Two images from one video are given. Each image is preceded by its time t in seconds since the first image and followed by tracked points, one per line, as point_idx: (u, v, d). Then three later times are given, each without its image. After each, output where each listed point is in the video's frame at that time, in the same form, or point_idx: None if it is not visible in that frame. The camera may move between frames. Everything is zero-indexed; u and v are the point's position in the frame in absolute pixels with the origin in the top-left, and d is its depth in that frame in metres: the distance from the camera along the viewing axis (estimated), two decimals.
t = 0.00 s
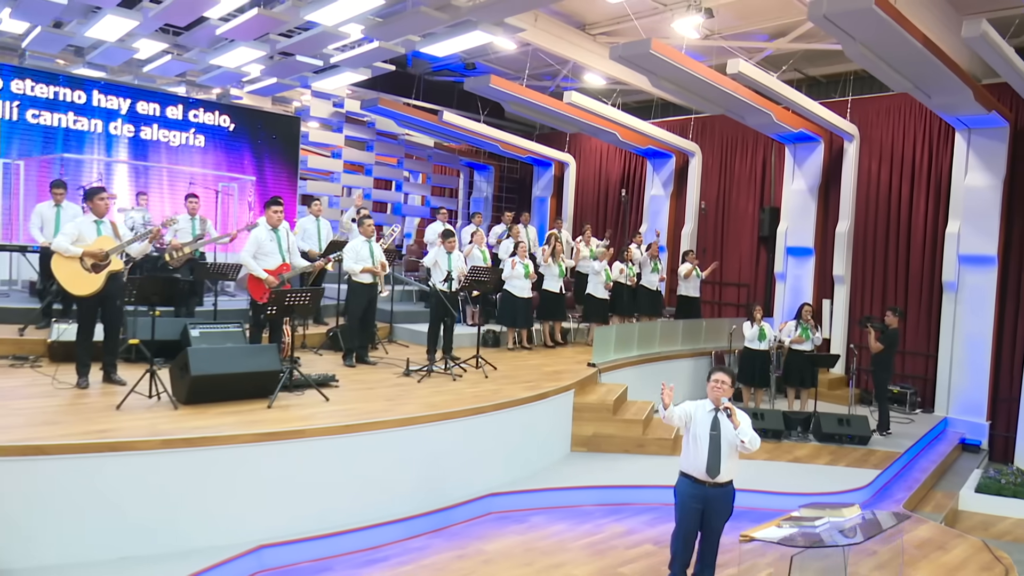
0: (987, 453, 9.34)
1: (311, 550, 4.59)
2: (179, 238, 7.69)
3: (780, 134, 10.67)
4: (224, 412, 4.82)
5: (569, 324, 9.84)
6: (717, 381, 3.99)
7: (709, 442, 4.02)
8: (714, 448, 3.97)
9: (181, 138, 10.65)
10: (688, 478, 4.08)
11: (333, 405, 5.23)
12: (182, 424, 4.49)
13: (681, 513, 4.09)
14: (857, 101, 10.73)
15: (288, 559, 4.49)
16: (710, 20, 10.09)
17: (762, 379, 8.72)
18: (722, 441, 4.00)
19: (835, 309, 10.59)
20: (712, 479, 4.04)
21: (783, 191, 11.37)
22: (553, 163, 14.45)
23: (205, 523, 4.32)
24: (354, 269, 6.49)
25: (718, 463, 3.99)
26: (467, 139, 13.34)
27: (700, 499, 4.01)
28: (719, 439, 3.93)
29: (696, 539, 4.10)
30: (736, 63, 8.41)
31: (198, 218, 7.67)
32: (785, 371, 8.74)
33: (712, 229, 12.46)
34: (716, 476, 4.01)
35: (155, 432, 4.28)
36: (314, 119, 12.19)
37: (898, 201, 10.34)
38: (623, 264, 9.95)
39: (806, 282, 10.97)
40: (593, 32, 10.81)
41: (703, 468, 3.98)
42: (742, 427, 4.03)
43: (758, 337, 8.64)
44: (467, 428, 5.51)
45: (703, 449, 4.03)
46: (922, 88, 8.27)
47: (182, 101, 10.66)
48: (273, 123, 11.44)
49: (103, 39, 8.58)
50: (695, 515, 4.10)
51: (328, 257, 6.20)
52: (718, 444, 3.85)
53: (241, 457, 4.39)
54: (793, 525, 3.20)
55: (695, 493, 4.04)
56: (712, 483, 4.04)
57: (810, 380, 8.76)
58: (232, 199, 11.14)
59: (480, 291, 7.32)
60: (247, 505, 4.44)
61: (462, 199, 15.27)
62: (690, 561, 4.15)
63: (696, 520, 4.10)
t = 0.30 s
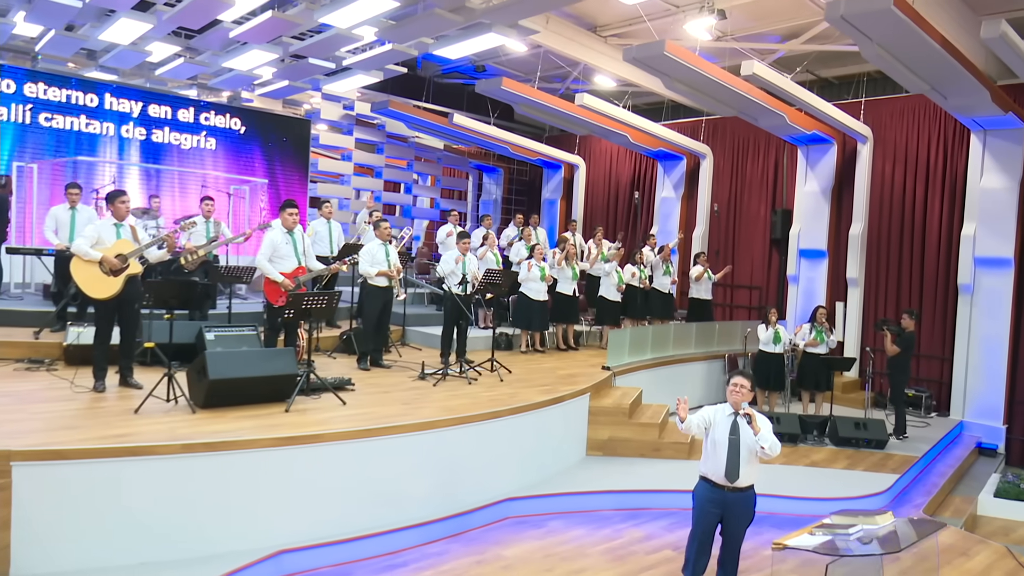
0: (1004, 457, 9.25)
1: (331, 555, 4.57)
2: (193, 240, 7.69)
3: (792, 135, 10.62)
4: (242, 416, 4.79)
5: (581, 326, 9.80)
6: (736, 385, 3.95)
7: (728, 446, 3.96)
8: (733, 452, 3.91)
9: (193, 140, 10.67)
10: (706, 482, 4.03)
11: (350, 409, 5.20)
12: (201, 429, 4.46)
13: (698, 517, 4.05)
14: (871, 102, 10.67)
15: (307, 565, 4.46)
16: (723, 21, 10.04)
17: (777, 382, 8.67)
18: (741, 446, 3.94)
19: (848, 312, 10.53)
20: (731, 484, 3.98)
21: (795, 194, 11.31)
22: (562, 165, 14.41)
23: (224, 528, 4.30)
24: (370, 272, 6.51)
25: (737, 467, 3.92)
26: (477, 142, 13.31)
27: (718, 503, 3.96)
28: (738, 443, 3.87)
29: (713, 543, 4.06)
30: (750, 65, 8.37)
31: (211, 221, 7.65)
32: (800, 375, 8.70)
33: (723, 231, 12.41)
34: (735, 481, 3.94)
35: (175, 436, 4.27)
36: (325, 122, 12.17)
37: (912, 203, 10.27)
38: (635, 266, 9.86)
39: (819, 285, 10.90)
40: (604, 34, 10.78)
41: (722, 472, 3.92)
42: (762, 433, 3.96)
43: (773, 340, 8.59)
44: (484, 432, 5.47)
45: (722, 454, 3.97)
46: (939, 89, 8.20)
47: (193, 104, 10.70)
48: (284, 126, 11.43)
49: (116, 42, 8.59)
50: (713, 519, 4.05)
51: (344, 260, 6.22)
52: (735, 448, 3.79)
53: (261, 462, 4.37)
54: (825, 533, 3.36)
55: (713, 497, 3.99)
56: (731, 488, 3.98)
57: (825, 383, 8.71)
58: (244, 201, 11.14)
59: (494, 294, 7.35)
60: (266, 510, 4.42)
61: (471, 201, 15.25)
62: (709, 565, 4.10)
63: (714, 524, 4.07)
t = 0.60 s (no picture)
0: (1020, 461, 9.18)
1: (348, 560, 4.54)
2: (206, 244, 7.68)
3: (803, 138, 10.58)
4: (259, 420, 4.77)
5: (592, 329, 9.77)
6: (746, 389, 3.86)
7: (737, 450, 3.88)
8: (743, 456, 3.82)
9: (202, 143, 10.83)
10: (716, 487, 3.94)
11: (366, 412, 5.18)
12: (218, 433, 4.44)
13: (710, 522, 3.96)
14: (882, 104, 10.61)
15: (325, 570, 4.41)
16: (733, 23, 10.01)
17: (789, 385, 8.63)
18: (751, 450, 3.85)
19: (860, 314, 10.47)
20: (742, 488, 3.88)
21: (806, 196, 11.26)
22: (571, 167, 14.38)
23: (242, 533, 4.27)
24: (384, 275, 6.52)
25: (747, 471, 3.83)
26: (486, 144, 13.27)
27: (730, 509, 3.86)
28: (749, 447, 3.78)
29: (728, 550, 3.95)
30: (763, 66, 8.33)
31: (224, 224, 7.64)
32: (813, 378, 8.68)
33: (733, 233, 12.37)
34: (746, 485, 3.86)
35: (192, 440, 4.24)
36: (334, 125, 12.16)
37: (924, 204, 10.22)
38: (645, 268, 9.82)
39: (830, 287, 10.84)
40: (614, 36, 10.76)
41: (732, 476, 3.83)
42: (770, 438, 3.86)
43: (786, 342, 8.55)
44: (501, 435, 5.44)
45: (731, 458, 3.89)
46: (953, 90, 8.15)
47: (203, 107, 10.81)
48: (294, 128, 11.62)
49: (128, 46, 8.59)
50: (726, 524, 3.96)
51: (358, 263, 6.21)
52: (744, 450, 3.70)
53: (279, 466, 4.34)
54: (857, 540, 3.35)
55: (725, 502, 3.90)
56: (742, 493, 3.89)
57: (838, 387, 8.66)
58: (254, 205, 10.53)
59: (507, 297, 7.34)
60: (284, 514, 4.39)
61: (479, 203, 15.22)
62: (722, 573, 3.99)
63: (727, 528, 3.97)
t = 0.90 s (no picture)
0: None
1: (366, 566, 4.51)
2: (218, 247, 7.66)
3: (814, 140, 10.53)
4: (275, 425, 4.75)
5: (603, 333, 9.74)
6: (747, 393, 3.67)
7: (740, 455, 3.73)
8: (744, 460, 3.66)
9: (211, 146, 10.89)
10: (721, 492, 3.81)
11: (381, 417, 5.15)
12: (234, 437, 4.41)
13: (717, 528, 3.83)
14: (893, 106, 10.56)
15: None
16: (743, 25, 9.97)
17: (802, 389, 8.59)
18: (751, 453, 3.69)
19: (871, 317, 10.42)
20: (747, 494, 3.73)
21: (816, 198, 11.20)
22: (578, 170, 14.34)
23: (260, 539, 4.25)
24: (396, 279, 6.51)
25: (750, 476, 3.67)
26: (494, 147, 13.24)
27: (735, 514, 3.71)
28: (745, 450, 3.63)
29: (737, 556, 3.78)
30: (775, 69, 8.33)
31: (236, 227, 7.62)
32: (825, 381, 8.63)
33: (742, 236, 12.32)
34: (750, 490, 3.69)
35: (209, 445, 4.21)
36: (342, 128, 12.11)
37: (936, 207, 10.17)
38: (656, 271, 9.78)
39: (841, 290, 10.80)
40: (623, 39, 10.74)
41: (734, 481, 3.68)
42: (772, 441, 3.68)
43: (799, 346, 8.52)
44: (517, 439, 5.41)
45: (732, 462, 3.75)
46: (966, 92, 8.11)
47: (212, 110, 10.87)
48: (304, 131, 11.75)
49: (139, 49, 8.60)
50: (734, 529, 3.80)
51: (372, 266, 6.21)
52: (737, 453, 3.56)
53: (296, 471, 4.32)
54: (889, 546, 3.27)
55: (729, 507, 3.75)
56: (747, 499, 3.73)
57: (850, 391, 8.60)
58: (263, 208, 10.39)
59: (520, 301, 7.32)
60: (302, 520, 4.36)
61: (486, 206, 15.19)
62: None
63: (736, 534, 3.81)
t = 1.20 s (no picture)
0: None
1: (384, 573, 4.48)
2: (231, 251, 7.64)
3: (824, 144, 10.49)
4: (291, 430, 4.73)
5: (614, 337, 9.71)
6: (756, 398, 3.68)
7: (747, 460, 3.66)
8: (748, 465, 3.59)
9: (221, 150, 10.90)
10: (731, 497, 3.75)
11: (396, 422, 5.12)
12: (251, 443, 4.39)
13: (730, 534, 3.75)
14: (904, 109, 10.53)
15: None
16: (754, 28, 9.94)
17: (814, 393, 8.55)
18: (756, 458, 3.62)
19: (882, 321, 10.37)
20: (755, 499, 3.65)
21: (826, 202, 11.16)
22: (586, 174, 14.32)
23: (278, 546, 4.22)
24: (408, 283, 6.48)
25: (755, 482, 3.60)
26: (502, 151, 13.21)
27: (742, 519, 3.64)
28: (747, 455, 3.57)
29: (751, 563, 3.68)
30: (787, 72, 8.29)
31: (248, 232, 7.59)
32: (838, 386, 8.57)
33: (752, 239, 12.27)
34: (758, 497, 3.60)
35: (226, 451, 4.19)
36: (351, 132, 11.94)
37: (948, 210, 10.12)
38: (667, 275, 9.74)
39: (852, 294, 10.75)
40: (632, 43, 10.71)
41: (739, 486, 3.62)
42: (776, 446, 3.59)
43: (811, 350, 8.48)
44: (533, 444, 5.38)
45: (739, 468, 3.70)
46: (980, 96, 8.07)
47: (221, 114, 10.90)
48: (312, 135, 11.78)
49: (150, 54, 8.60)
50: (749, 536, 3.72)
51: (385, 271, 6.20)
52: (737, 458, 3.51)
53: (314, 477, 4.29)
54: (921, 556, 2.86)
55: (737, 512, 3.69)
56: (755, 504, 3.65)
57: (863, 396, 8.55)
58: (273, 212, 10.38)
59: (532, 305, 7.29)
60: (320, 526, 4.34)
61: (493, 210, 15.18)
62: None
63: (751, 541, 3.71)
